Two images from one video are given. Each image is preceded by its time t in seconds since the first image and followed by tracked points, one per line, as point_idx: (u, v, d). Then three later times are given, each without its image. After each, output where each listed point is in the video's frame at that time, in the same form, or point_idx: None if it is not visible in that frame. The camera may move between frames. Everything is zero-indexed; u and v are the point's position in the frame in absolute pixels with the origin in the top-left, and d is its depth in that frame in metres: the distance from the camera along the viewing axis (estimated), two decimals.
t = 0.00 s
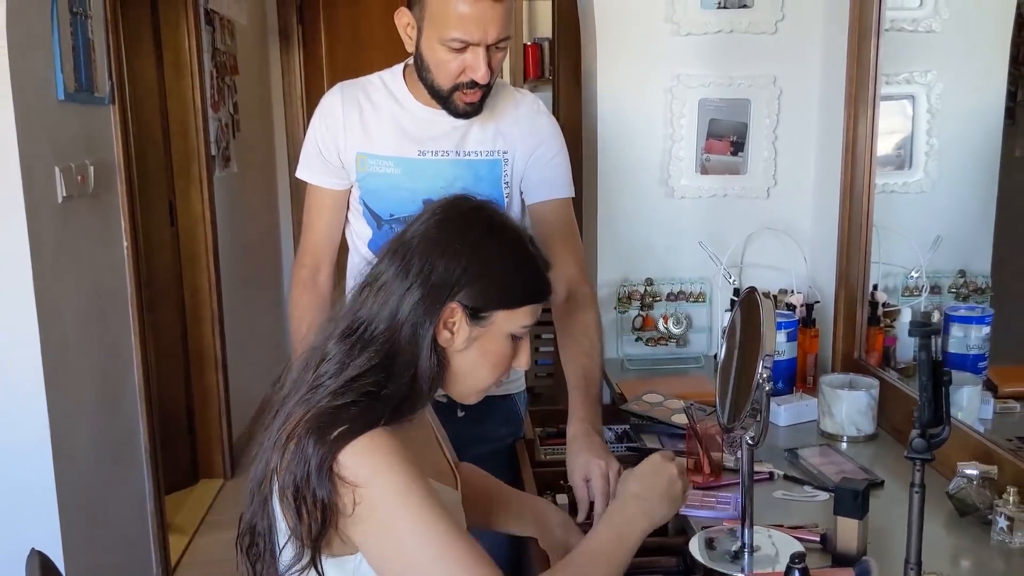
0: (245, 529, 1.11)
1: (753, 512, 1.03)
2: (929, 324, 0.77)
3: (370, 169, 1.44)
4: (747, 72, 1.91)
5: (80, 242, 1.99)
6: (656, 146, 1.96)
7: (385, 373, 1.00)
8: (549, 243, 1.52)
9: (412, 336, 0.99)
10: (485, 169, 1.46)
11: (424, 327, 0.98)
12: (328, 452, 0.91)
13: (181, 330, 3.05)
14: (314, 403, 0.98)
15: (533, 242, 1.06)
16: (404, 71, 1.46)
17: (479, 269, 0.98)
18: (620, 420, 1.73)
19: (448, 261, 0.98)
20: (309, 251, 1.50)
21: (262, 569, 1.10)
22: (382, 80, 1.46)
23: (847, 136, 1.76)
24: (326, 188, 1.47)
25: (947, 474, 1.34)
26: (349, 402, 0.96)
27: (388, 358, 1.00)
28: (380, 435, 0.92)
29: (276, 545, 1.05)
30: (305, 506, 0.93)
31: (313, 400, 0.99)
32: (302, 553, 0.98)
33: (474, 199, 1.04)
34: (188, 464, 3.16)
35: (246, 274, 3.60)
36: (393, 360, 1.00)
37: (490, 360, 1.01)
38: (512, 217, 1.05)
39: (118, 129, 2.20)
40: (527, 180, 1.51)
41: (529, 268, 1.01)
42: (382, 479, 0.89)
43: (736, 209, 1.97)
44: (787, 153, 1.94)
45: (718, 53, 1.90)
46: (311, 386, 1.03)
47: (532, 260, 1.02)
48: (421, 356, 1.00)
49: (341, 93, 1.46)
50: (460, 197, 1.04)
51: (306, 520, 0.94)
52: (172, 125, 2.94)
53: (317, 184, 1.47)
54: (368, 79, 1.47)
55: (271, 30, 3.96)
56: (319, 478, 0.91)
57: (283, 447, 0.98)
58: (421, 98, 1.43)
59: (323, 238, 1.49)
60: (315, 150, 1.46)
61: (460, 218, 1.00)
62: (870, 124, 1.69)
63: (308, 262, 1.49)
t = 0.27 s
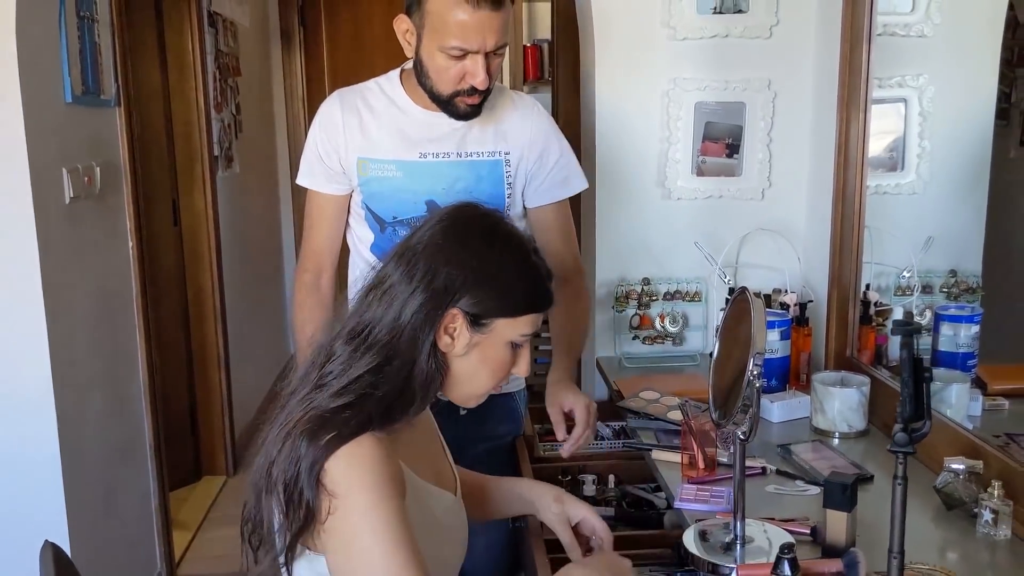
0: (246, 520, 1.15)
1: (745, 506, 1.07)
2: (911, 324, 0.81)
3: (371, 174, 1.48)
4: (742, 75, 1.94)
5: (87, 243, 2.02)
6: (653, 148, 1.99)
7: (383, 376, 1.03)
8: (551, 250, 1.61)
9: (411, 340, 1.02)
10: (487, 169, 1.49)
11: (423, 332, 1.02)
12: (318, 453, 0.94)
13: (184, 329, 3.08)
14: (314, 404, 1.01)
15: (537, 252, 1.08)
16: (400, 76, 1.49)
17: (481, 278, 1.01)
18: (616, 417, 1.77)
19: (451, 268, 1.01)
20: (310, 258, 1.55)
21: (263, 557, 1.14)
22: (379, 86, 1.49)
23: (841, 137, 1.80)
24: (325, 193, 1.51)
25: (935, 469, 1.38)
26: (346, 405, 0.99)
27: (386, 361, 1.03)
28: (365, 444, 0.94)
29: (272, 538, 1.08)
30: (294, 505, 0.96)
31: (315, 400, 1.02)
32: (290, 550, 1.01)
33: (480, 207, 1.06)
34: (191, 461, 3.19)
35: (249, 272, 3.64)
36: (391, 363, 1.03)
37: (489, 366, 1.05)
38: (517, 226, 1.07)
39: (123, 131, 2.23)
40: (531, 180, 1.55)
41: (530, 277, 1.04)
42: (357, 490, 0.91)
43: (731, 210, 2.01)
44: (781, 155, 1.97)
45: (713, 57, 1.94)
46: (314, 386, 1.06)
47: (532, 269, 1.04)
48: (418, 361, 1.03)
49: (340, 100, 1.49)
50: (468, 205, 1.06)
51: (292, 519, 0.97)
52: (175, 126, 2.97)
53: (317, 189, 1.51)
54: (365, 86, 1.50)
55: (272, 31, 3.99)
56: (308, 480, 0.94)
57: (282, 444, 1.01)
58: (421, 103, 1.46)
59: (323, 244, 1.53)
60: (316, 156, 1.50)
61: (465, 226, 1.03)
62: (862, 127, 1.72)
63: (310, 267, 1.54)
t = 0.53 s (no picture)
0: (245, 521, 1.16)
1: (740, 501, 1.09)
2: (898, 322, 0.85)
3: (375, 176, 1.49)
4: (739, 77, 1.96)
5: (91, 243, 2.04)
6: (652, 150, 2.01)
7: (381, 378, 1.05)
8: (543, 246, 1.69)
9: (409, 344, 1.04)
10: (489, 168, 1.52)
11: (420, 334, 1.03)
12: (322, 454, 0.96)
13: (185, 329, 3.10)
14: (314, 406, 1.02)
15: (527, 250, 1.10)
16: (399, 80, 1.51)
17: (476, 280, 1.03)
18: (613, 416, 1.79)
19: (446, 271, 1.02)
20: (309, 264, 1.56)
21: (263, 557, 1.16)
22: (379, 91, 1.51)
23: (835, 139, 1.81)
24: (326, 198, 1.52)
25: (928, 466, 1.40)
26: (346, 407, 1.01)
27: (384, 364, 1.05)
28: (368, 442, 0.97)
29: (273, 538, 1.10)
30: (297, 504, 0.98)
31: (313, 403, 1.03)
32: (294, 549, 1.03)
33: (470, 209, 1.08)
34: (193, 461, 3.21)
35: (250, 273, 3.66)
36: (389, 366, 1.05)
37: (486, 364, 1.08)
38: (507, 226, 1.09)
39: (126, 133, 2.25)
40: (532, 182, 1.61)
41: (523, 277, 1.06)
42: (361, 487, 0.94)
43: (728, 211, 2.03)
44: (777, 157, 1.99)
45: (711, 59, 1.96)
46: (312, 388, 1.07)
47: (525, 269, 1.06)
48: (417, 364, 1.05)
49: (339, 104, 1.50)
50: (458, 207, 1.08)
51: (296, 518, 0.99)
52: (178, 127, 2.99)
53: (317, 194, 1.52)
54: (364, 90, 1.52)
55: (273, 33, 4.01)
56: (313, 480, 0.95)
57: (281, 446, 1.03)
58: (424, 105, 1.48)
59: (323, 249, 1.55)
60: (316, 161, 1.51)
61: (458, 229, 1.04)
62: (857, 129, 1.74)
63: (311, 271, 1.56)
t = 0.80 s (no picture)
0: (244, 522, 1.17)
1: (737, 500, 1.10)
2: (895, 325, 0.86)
3: (376, 178, 1.51)
4: (737, 80, 1.98)
5: (94, 244, 2.05)
6: (650, 152, 2.03)
7: (376, 377, 1.06)
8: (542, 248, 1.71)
9: (403, 343, 1.06)
10: (488, 168, 1.54)
11: (414, 334, 1.05)
12: (319, 453, 0.97)
13: (187, 330, 3.12)
14: (310, 407, 1.04)
15: (513, 246, 1.13)
16: (398, 83, 1.53)
17: (468, 279, 1.04)
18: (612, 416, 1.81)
19: (438, 269, 1.04)
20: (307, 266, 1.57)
21: (262, 557, 1.17)
22: (378, 93, 1.52)
23: (833, 142, 1.83)
24: (325, 200, 1.53)
25: (922, 465, 1.41)
26: (343, 406, 1.02)
27: (379, 364, 1.07)
28: (365, 438, 0.98)
29: (273, 536, 1.11)
30: (296, 502, 0.99)
31: (310, 403, 1.05)
32: (293, 545, 1.04)
33: (456, 207, 1.10)
34: (194, 461, 3.23)
35: (251, 273, 3.67)
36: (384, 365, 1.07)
37: (481, 358, 1.10)
38: (494, 223, 1.11)
39: (129, 135, 2.27)
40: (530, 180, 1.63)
41: (511, 272, 1.08)
42: (358, 483, 0.95)
43: (726, 212, 2.04)
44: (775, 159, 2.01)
45: (710, 62, 1.98)
46: (308, 389, 1.08)
47: (513, 264, 1.09)
48: (412, 364, 1.06)
49: (339, 107, 1.51)
50: (442, 206, 1.09)
51: (295, 516, 1.00)
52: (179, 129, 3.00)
53: (316, 196, 1.53)
54: (363, 92, 1.53)
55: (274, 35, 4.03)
56: (310, 478, 0.97)
57: (278, 446, 1.04)
58: (424, 108, 1.50)
59: (322, 251, 1.56)
60: (316, 163, 1.51)
61: (447, 227, 1.06)
62: (853, 132, 1.76)
63: (308, 273, 1.56)
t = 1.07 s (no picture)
0: (249, 524, 1.17)
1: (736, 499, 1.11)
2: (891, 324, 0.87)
3: (375, 177, 1.51)
4: (737, 81, 1.98)
5: (96, 244, 2.06)
6: (651, 152, 2.03)
7: (380, 378, 1.07)
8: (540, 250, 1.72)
9: (405, 343, 1.06)
10: (487, 167, 1.54)
11: (416, 333, 1.05)
12: (323, 453, 0.97)
13: (189, 330, 3.12)
14: (314, 408, 1.04)
15: (509, 240, 1.13)
16: (397, 84, 1.53)
17: (467, 275, 1.05)
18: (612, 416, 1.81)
19: (437, 266, 1.04)
20: (306, 266, 1.57)
21: (266, 559, 1.17)
22: (377, 94, 1.53)
23: (833, 142, 1.83)
24: (325, 199, 1.54)
25: (922, 464, 1.42)
26: (346, 407, 1.03)
27: (382, 365, 1.07)
28: (368, 439, 0.99)
29: (277, 538, 1.11)
30: (300, 503, 0.99)
31: (313, 405, 1.05)
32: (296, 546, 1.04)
33: (451, 203, 1.10)
34: (195, 460, 3.23)
35: (252, 273, 3.67)
36: (387, 366, 1.07)
37: (482, 352, 1.11)
38: (490, 218, 1.11)
39: (130, 135, 2.27)
40: (529, 179, 1.64)
41: (509, 267, 1.09)
42: (359, 483, 0.96)
43: (727, 213, 2.05)
44: (774, 159, 2.01)
45: (710, 63, 1.98)
46: (311, 391, 1.09)
47: (510, 258, 1.09)
48: (415, 363, 1.07)
49: (338, 107, 1.52)
50: (435, 203, 1.09)
51: (298, 517, 1.00)
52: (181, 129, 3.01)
53: (316, 196, 1.53)
54: (362, 93, 1.53)
55: (275, 35, 4.03)
56: (314, 479, 0.97)
57: (282, 448, 1.04)
58: (423, 108, 1.50)
59: (321, 251, 1.56)
60: (315, 163, 1.52)
61: (444, 223, 1.06)
62: (853, 132, 1.77)
63: (308, 273, 1.57)
